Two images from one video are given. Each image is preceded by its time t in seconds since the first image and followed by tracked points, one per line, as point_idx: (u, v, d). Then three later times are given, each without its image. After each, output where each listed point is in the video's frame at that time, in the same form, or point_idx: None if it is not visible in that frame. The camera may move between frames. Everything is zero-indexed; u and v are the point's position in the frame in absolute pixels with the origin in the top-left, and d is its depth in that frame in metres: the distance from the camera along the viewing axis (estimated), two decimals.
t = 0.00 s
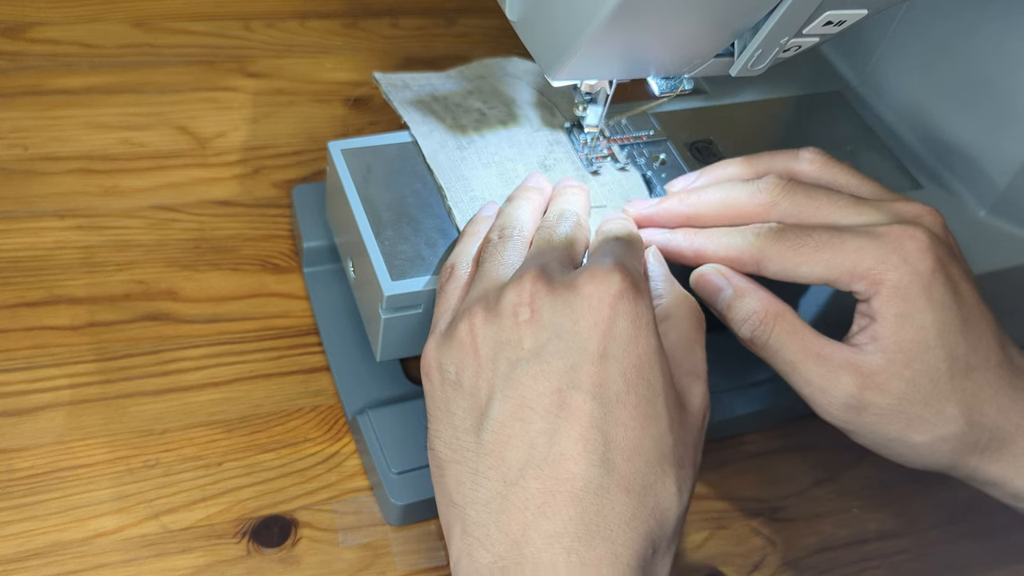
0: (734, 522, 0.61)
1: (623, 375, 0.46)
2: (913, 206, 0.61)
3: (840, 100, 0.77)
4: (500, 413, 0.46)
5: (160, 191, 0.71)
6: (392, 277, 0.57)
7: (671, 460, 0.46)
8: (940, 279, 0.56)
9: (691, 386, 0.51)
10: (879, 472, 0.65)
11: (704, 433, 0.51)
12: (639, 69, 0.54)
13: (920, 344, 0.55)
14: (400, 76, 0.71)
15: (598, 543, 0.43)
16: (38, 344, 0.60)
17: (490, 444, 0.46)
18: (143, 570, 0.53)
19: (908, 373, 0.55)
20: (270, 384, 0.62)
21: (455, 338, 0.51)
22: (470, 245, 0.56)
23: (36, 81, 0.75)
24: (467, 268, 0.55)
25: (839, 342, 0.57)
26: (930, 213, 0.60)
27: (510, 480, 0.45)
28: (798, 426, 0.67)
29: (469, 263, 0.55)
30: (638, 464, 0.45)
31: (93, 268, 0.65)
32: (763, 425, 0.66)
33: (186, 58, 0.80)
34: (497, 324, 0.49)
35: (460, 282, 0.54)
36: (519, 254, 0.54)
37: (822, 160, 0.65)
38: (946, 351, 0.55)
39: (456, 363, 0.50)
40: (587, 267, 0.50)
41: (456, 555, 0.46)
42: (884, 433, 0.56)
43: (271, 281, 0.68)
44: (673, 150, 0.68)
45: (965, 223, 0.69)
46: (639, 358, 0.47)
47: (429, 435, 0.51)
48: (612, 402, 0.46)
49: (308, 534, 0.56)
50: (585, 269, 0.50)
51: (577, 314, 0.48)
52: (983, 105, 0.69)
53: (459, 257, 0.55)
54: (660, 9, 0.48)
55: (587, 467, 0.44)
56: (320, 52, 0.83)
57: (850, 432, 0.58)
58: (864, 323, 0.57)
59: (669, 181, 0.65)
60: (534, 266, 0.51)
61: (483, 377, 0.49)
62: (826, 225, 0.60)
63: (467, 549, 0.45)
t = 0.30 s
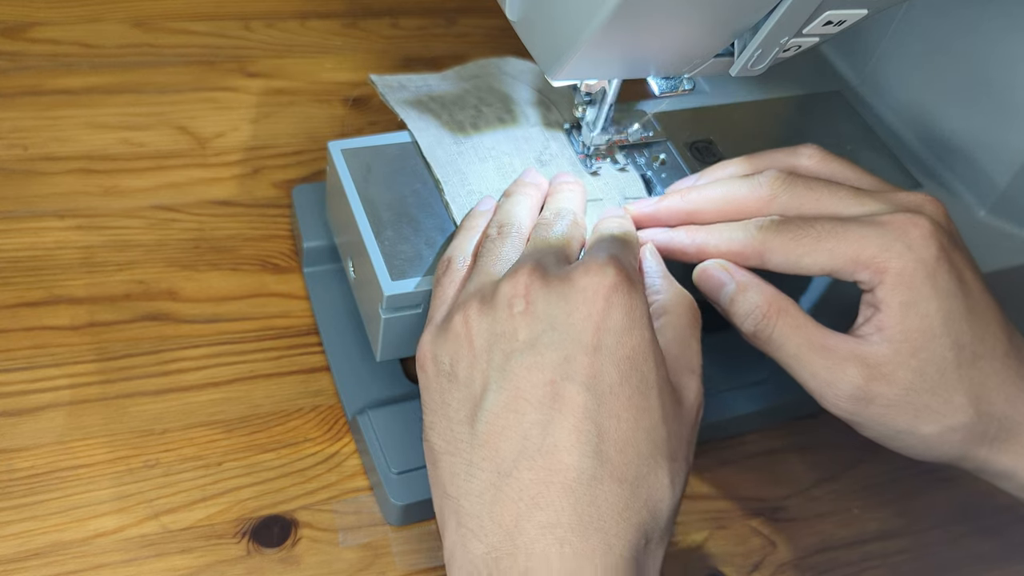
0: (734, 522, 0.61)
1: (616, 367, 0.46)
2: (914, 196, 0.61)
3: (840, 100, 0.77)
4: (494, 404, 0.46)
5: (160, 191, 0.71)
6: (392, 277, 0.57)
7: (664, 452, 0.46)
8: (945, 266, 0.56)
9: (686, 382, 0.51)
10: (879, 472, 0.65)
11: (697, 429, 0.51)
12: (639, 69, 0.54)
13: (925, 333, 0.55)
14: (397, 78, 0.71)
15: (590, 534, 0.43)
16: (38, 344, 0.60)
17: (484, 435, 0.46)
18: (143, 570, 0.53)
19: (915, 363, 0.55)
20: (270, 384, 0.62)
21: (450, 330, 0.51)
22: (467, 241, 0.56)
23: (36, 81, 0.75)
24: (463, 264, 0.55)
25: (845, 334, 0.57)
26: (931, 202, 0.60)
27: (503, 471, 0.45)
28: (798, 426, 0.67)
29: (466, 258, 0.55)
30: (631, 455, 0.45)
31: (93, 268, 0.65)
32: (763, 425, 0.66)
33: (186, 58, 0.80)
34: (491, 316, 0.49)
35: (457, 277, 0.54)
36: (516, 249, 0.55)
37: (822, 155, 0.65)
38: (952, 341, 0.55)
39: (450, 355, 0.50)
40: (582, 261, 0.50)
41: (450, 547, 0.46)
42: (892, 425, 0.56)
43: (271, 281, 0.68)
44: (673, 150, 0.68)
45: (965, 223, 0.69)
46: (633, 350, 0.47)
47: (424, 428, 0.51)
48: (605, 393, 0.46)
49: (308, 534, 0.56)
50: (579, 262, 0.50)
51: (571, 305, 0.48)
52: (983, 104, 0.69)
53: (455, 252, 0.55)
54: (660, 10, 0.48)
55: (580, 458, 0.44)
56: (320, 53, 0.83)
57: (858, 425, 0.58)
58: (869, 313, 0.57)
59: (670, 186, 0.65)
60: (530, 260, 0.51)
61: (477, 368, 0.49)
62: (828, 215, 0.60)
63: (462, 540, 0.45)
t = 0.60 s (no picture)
0: (735, 522, 0.61)
1: (635, 391, 0.46)
2: (912, 198, 0.61)
3: (840, 100, 0.76)
4: (513, 426, 0.47)
5: (160, 191, 0.71)
6: (392, 277, 0.57)
7: (678, 473, 0.46)
8: (942, 268, 0.56)
9: (697, 399, 0.51)
10: (880, 472, 0.65)
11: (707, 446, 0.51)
12: (639, 69, 0.54)
13: (923, 334, 0.55)
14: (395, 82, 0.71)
15: (609, 556, 0.43)
16: (38, 344, 0.60)
17: (502, 456, 0.46)
18: (143, 570, 0.53)
19: (914, 363, 0.55)
20: (270, 384, 0.62)
21: (466, 347, 0.50)
22: (475, 250, 0.56)
23: (36, 81, 0.75)
24: (475, 273, 0.55)
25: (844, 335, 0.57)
26: (928, 204, 0.60)
27: (522, 493, 0.45)
28: (797, 427, 0.67)
29: (477, 267, 0.55)
30: (649, 478, 0.45)
31: (93, 268, 0.65)
32: (763, 425, 0.66)
33: (186, 58, 0.80)
34: (510, 336, 0.49)
35: (468, 287, 0.54)
36: (526, 260, 0.54)
37: (822, 156, 0.65)
38: (950, 341, 0.55)
39: (467, 373, 0.50)
40: (600, 281, 0.50)
41: (465, 566, 0.46)
42: (891, 425, 0.56)
43: (271, 281, 0.68)
44: (673, 150, 0.68)
45: (965, 222, 0.69)
46: (651, 373, 0.47)
47: (436, 444, 0.50)
48: (624, 417, 0.46)
49: (308, 534, 0.56)
50: (598, 281, 0.50)
51: (592, 328, 0.48)
52: (984, 104, 0.69)
53: (467, 261, 0.55)
54: (660, 9, 0.48)
55: (599, 481, 0.44)
56: (320, 52, 0.83)
57: (857, 426, 0.58)
58: (867, 314, 0.56)
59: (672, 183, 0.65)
60: (547, 277, 0.51)
61: (495, 389, 0.49)
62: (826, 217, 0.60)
63: (479, 560, 0.45)
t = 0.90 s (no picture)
0: (734, 522, 0.61)
1: (624, 383, 0.46)
2: (905, 190, 0.61)
3: (840, 100, 0.77)
4: (502, 416, 0.47)
5: (160, 191, 0.71)
6: (392, 277, 0.57)
7: (666, 467, 0.46)
8: (935, 258, 0.56)
9: (690, 395, 0.51)
10: (879, 472, 0.65)
11: (700, 441, 0.51)
12: (639, 69, 0.54)
13: (918, 324, 0.55)
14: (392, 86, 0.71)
15: (594, 547, 0.43)
16: (38, 344, 0.60)
17: (490, 446, 0.46)
18: (143, 570, 0.53)
19: (909, 355, 0.55)
20: (270, 384, 0.62)
21: (457, 338, 0.50)
22: (464, 245, 0.56)
23: (36, 81, 0.75)
24: (462, 268, 0.55)
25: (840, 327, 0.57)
26: (921, 195, 0.60)
27: (509, 483, 0.45)
28: (797, 427, 0.67)
29: (464, 262, 0.55)
30: (636, 471, 0.45)
31: (93, 268, 0.65)
32: (763, 425, 0.66)
33: (186, 58, 0.80)
34: (501, 327, 0.49)
35: (456, 282, 0.54)
36: (517, 253, 0.54)
37: (815, 151, 0.65)
38: (946, 331, 0.55)
39: (457, 363, 0.50)
40: (593, 275, 0.50)
41: (451, 555, 0.46)
42: (891, 416, 0.56)
43: (272, 281, 0.68)
44: (673, 150, 0.68)
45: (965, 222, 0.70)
46: (640, 366, 0.47)
47: (427, 434, 0.50)
48: (612, 409, 0.46)
49: (308, 534, 0.56)
50: (590, 276, 0.50)
51: (583, 320, 0.48)
52: (983, 105, 0.69)
53: (454, 256, 0.55)
54: (660, 9, 0.48)
55: (586, 473, 0.44)
56: (320, 52, 0.83)
57: (856, 419, 0.58)
58: (862, 306, 0.56)
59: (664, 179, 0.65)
60: (540, 271, 0.51)
61: (485, 379, 0.49)
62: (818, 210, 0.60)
63: (465, 549, 0.45)
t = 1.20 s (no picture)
0: (734, 522, 0.61)
1: (621, 380, 0.46)
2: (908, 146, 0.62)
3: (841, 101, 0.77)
4: (499, 411, 0.46)
5: (160, 191, 0.71)
6: (392, 277, 0.57)
7: (661, 465, 0.46)
8: (942, 203, 0.57)
9: (687, 395, 0.51)
10: (879, 472, 0.65)
11: (693, 438, 0.51)
12: (639, 69, 0.54)
13: (922, 270, 0.55)
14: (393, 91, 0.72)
15: (588, 542, 0.43)
16: (38, 344, 0.60)
17: (486, 441, 0.46)
18: (143, 570, 0.53)
19: (914, 299, 0.55)
20: (270, 384, 0.62)
21: (454, 332, 0.50)
22: (458, 241, 0.56)
23: (36, 81, 0.75)
24: (456, 264, 0.55)
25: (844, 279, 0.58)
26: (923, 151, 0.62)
27: (505, 477, 0.45)
28: (797, 427, 0.67)
29: (458, 258, 0.55)
30: (631, 468, 0.45)
31: (93, 268, 0.65)
32: (763, 426, 0.66)
33: (186, 58, 0.80)
34: (499, 322, 0.48)
35: (451, 278, 0.54)
36: (511, 248, 0.54)
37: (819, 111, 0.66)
38: (952, 276, 0.56)
39: (453, 356, 0.49)
40: (592, 273, 0.49)
41: (447, 547, 0.46)
42: (894, 365, 0.56)
43: (271, 281, 0.68)
44: (673, 150, 0.67)
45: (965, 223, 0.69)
46: (637, 364, 0.47)
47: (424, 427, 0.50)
48: (608, 406, 0.46)
49: (308, 534, 0.56)
50: (589, 274, 0.49)
51: (580, 317, 0.47)
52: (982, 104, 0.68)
53: (448, 253, 0.55)
54: (659, 10, 0.48)
55: (581, 469, 0.44)
56: (320, 52, 0.83)
57: (860, 370, 0.58)
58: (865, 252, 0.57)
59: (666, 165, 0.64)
60: (540, 269, 0.50)
61: (482, 373, 0.48)
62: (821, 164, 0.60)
63: (461, 542, 0.45)
